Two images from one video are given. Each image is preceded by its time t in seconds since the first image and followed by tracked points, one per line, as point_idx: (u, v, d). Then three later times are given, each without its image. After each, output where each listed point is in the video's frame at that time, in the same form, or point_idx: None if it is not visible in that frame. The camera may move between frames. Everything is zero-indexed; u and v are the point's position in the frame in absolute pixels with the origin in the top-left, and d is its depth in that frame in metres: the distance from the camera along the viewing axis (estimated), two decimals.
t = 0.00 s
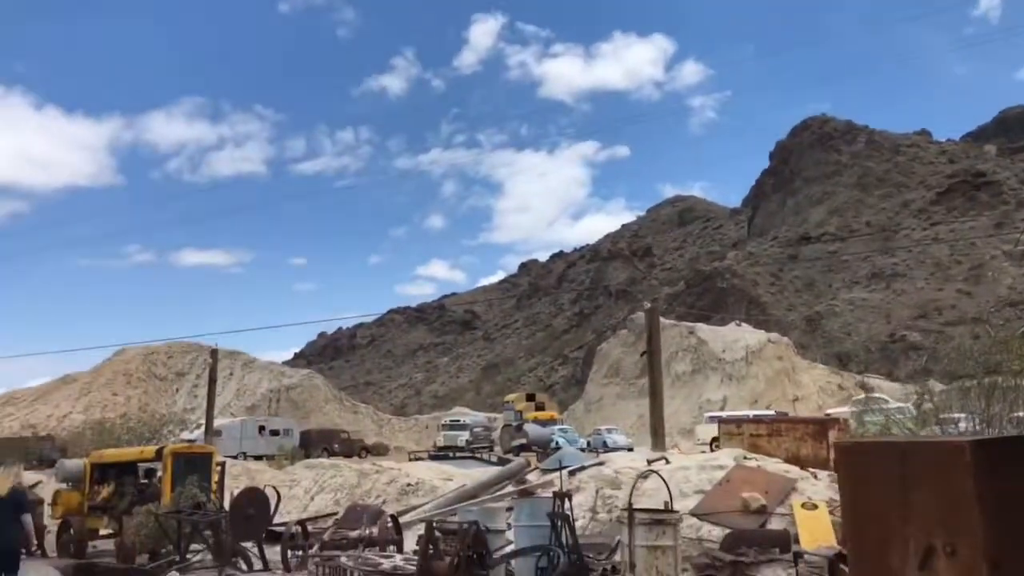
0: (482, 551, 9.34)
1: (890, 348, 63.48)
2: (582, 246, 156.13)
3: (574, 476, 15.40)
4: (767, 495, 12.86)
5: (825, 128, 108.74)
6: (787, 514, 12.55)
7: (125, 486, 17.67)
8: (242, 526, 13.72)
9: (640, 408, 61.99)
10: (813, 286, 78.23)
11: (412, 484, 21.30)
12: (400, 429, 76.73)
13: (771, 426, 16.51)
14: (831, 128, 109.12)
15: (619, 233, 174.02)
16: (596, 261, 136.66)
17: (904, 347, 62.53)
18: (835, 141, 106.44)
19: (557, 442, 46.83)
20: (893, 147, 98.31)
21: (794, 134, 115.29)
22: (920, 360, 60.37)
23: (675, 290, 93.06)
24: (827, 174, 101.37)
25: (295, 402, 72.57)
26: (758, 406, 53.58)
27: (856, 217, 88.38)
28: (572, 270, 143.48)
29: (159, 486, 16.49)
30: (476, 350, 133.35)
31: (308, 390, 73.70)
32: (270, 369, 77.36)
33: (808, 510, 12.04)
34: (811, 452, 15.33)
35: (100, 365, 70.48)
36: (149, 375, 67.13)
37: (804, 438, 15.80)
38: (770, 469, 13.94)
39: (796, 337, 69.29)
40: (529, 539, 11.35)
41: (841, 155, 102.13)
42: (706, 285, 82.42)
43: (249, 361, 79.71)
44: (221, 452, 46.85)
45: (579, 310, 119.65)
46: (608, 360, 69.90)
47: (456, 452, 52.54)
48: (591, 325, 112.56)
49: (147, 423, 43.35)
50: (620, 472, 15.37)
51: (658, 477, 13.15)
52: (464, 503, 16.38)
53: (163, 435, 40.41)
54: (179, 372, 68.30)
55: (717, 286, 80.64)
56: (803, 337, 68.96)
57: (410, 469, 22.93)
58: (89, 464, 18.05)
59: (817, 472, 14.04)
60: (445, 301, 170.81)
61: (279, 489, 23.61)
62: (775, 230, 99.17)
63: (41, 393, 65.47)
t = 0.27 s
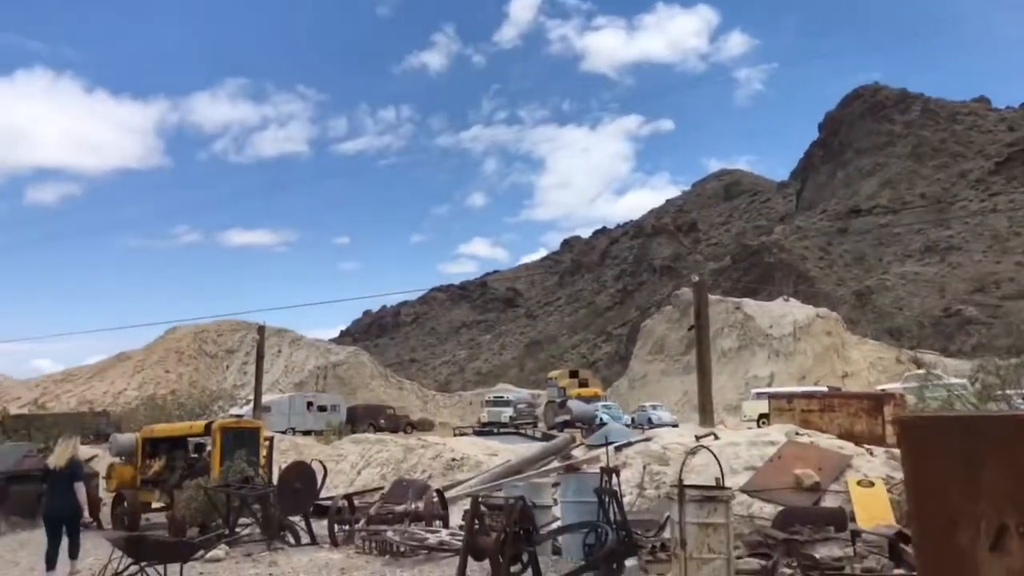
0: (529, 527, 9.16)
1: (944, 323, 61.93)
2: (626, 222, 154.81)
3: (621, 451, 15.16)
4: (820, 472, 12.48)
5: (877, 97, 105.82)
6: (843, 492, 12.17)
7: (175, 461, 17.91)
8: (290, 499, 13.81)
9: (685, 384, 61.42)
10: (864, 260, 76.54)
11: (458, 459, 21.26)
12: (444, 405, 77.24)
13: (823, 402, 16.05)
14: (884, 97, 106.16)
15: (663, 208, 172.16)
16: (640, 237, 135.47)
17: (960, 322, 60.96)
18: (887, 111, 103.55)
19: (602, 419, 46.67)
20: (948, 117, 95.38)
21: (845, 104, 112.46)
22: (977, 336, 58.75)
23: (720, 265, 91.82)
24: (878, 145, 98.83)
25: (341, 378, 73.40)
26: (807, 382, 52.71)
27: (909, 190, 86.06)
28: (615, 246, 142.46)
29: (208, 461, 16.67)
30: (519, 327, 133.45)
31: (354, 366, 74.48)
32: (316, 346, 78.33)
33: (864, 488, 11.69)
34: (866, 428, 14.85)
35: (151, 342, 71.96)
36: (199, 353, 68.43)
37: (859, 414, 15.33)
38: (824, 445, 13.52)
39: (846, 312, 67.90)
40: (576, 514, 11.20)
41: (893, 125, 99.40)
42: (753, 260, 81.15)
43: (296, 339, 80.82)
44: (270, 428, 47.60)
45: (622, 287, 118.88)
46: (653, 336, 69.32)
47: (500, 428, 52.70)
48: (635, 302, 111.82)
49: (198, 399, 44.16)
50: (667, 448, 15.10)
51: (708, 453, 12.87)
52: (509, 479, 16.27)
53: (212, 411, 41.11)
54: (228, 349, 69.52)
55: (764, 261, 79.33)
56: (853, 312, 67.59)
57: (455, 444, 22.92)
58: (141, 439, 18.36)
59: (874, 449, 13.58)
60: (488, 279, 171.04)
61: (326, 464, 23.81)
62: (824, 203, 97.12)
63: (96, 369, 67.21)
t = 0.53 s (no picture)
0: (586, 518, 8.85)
1: (1011, 308, 59.87)
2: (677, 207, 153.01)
3: (677, 440, 14.74)
4: (889, 463, 11.93)
5: (939, 74, 102.43)
6: (913, 483, 11.61)
7: (229, 448, 18.00)
8: (342, 486, 13.72)
9: (739, 371, 60.41)
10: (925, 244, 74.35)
11: (509, 447, 21.04)
12: (494, 392, 77.31)
13: (890, 390, 15.45)
14: (945, 74, 102.82)
15: (715, 193, 169.63)
16: (691, 222, 133.72)
17: None
18: (949, 89, 100.21)
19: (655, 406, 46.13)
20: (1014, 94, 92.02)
21: (904, 82, 109.21)
22: None
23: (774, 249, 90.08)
24: (940, 124, 95.83)
25: (393, 365, 73.93)
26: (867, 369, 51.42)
27: (973, 170, 83.25)
28: (666, 231, 140.89)
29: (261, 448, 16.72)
30: (568, 314, 132.90)
31: (405, 354, 74.93)
32: (367, 333, 79.03)
33: (936, 481, 11.13)
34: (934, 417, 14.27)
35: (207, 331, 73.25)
36: (253, 341, 69.49)
37: (927, 403, 14.75)
38: (892, 436, 12.95)
39: (907, 297, 66.04)
40: (632, 505, 10.85)
41: (956, 103, 96.22)
42: (809, 244, 79.42)
43: (347, 326, 81.64)
44: (322, 415, 48.08)
45: (673, 273, 117.51)
46: (705, 323, 68.30)
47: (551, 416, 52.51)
48: (686, 288, 110.47)
49: (253, 387, 44.78)
50: (725, 436, 14.64)
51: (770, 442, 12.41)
52: (562, 468, 15.99)
53: (266, 398, 41.60)
54: (282, 337, 70.52)
55: (820, 245, 77.55)
56: (914, 297, 65.71)
57: (506, 432, 22.72)
58: (196, 426, 18.54)
59: (945, 439, 12.99)
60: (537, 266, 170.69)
61: (377, 451, 23.82)
62: (882, 185, 94.57)
63: (154, 357, 68.76)
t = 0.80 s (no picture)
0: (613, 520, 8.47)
1: None
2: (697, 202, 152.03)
3: (704, 438, 14.32)
4: (926, 463, 11.44)
5: (964, 65, 100.88)
6: (952, 484, 11.13)
7: (248, 445, 17.79)
8: (360, 484, 13.43)
9: (761, 367, 59.71)
10: (951, 237, 73.33)
11: (530, 444, 20.71)
12: (514, 388, 77.12)
13: (924, 385, 14.92)
14: (971, 65, 101.30)
15: (735, 187, 168.28)
16: (711, 217, 132.69)
17: None
18: (975, 80, 98.65)
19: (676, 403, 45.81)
20: None
21: (929, 74, 107.76)
22: None
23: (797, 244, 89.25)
24: (966, 115, 94.46)
25: (412, 361, 73.90)
26: (892, 364, 50.74)
27: (1000, 163, 81.89)
28: (686, 226, 139.99)
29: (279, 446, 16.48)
30: (587, 310, 132.46)
31: (424, 350, 74.86)
32: (387, 329, 79.01)
33: (974, 482, 10.63)
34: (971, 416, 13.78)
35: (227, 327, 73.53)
36: (273, 337, 69.71)
37: (963, 399, 14.24)
38: (928, 433, 12.44)
39: (933, 291, 65.10)
40: (659, 505, 10.47)
41: (982, 95, 94.83)
42: (831, 239, 78.53)
43: (367, 322, 81.67)
44: (341, 411, 48.03)
45: (694, 268, 116.78)
46: (727, 318, 67.62)
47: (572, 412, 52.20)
48: (707, 283, 109.74)
49: (273, 382, 44.79)
50: (754, 435, 14.17)
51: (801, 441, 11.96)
52: (586, 467, 15.64)
53: (285, 395, 41.57)
54: (302, 333, 70.61)
55: (843, 239, 76.62)
56: (940, 291, 64.78)
57: (527, 428, 22.37)
58: (214, 423, 18.36)
59: (984, 438, 12.48)
60: (556, 261, 170.23)
61: (397, 448, 23.57)
62: (907, 178, 93.37)
63: (175, 354, 69.06)
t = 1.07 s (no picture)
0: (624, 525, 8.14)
1: None
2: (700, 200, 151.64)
3: (715, 439, 13.96)
4: (946, 464, 11.09)
5: (969, 62, 100.48)
6: (974, 487, 10.78)
7: (248, 445, 17.48)
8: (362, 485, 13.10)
9: (766, 365, 59.29)
10: (957, 235, 72.95)
11: (536, 444, 20.36)
12: (517, 386, 76.85)
13: (939, 384, 14.57)
14: (977, 62, 100.90)
15: (738, 185, 167.76)
16: (715, 215, 132.22)
17: None
18: (980, 77, 98.14)
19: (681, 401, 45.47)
20: None
21: (934, 71, 107.32)
22: None
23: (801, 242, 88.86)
24: (971, 112, 94.08)
25: (415, 359, 73.61)
26: (898, 363, 50.37)
27: (1006, 160, 81.44)
28: (689, 224, 139.57)
29: (279, 446, 16.18)
30: (590, 308, 132.10)
31: (427, 348, 74.57)
32: (390, 328, 78.69)
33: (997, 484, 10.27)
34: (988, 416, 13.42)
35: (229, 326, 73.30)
36: (276, 335, 69.48)
37: (981, 398, 13.82)
38: (947, 434, 12.08)
39: (939, 289, 64.70)
40: (673, 508, 10.13)
41: (988, 92, 94.46)
42: (836, 236, 78.16)
43: (369, 321, 81.33)
44: (344, 410, 47.72)
45: (697, 267, 116.40)
46: (732, 316, 67.22)
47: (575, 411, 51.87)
48: (710, 281, 109.35)
49: (275, 381, 44.50)
50: (767, 435, 13.81)
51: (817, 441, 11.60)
52: (593, 467, 15.30)
53: (288, 393, 41.29)
54: (304, 332, 70.31)
55: (848, 237, 76.25)
56: (946, 289, 64.39)
57: (532, 428, 22.02)
58: (214, 422, 18.06)
59: (1005, 439, 12.11)
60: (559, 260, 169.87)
61: (400, 448, 23.24)
62: (911, 175, 92.96)
63: (178, 352, 68.80)
